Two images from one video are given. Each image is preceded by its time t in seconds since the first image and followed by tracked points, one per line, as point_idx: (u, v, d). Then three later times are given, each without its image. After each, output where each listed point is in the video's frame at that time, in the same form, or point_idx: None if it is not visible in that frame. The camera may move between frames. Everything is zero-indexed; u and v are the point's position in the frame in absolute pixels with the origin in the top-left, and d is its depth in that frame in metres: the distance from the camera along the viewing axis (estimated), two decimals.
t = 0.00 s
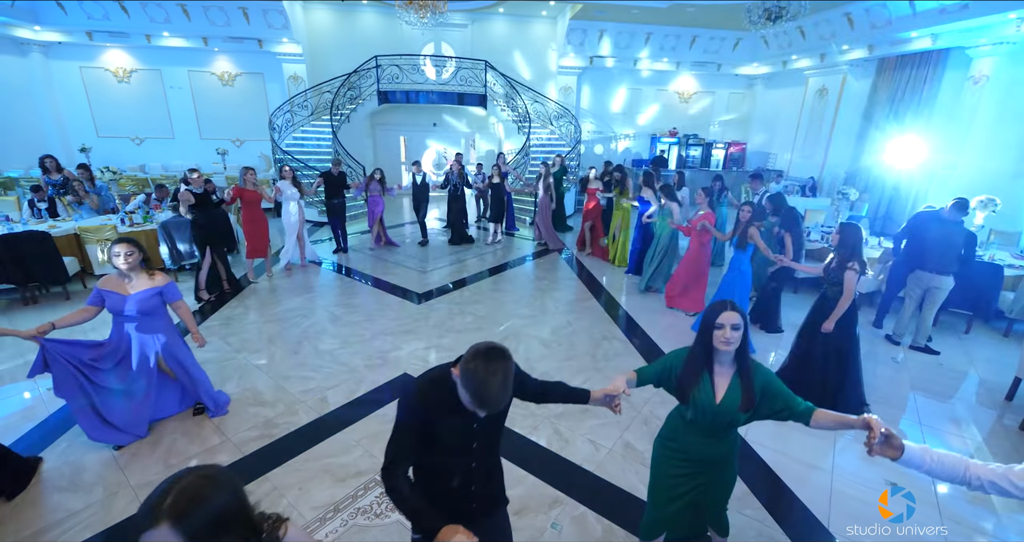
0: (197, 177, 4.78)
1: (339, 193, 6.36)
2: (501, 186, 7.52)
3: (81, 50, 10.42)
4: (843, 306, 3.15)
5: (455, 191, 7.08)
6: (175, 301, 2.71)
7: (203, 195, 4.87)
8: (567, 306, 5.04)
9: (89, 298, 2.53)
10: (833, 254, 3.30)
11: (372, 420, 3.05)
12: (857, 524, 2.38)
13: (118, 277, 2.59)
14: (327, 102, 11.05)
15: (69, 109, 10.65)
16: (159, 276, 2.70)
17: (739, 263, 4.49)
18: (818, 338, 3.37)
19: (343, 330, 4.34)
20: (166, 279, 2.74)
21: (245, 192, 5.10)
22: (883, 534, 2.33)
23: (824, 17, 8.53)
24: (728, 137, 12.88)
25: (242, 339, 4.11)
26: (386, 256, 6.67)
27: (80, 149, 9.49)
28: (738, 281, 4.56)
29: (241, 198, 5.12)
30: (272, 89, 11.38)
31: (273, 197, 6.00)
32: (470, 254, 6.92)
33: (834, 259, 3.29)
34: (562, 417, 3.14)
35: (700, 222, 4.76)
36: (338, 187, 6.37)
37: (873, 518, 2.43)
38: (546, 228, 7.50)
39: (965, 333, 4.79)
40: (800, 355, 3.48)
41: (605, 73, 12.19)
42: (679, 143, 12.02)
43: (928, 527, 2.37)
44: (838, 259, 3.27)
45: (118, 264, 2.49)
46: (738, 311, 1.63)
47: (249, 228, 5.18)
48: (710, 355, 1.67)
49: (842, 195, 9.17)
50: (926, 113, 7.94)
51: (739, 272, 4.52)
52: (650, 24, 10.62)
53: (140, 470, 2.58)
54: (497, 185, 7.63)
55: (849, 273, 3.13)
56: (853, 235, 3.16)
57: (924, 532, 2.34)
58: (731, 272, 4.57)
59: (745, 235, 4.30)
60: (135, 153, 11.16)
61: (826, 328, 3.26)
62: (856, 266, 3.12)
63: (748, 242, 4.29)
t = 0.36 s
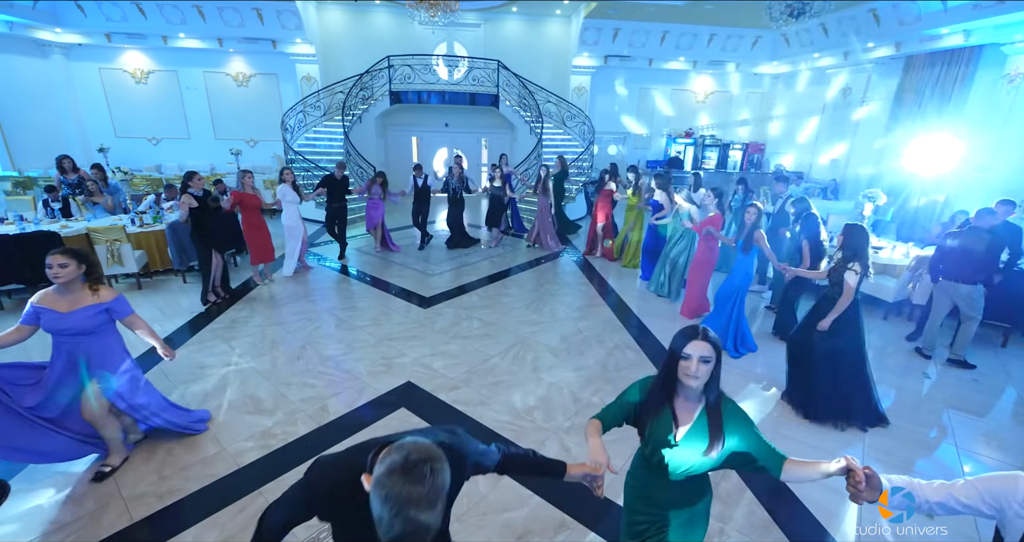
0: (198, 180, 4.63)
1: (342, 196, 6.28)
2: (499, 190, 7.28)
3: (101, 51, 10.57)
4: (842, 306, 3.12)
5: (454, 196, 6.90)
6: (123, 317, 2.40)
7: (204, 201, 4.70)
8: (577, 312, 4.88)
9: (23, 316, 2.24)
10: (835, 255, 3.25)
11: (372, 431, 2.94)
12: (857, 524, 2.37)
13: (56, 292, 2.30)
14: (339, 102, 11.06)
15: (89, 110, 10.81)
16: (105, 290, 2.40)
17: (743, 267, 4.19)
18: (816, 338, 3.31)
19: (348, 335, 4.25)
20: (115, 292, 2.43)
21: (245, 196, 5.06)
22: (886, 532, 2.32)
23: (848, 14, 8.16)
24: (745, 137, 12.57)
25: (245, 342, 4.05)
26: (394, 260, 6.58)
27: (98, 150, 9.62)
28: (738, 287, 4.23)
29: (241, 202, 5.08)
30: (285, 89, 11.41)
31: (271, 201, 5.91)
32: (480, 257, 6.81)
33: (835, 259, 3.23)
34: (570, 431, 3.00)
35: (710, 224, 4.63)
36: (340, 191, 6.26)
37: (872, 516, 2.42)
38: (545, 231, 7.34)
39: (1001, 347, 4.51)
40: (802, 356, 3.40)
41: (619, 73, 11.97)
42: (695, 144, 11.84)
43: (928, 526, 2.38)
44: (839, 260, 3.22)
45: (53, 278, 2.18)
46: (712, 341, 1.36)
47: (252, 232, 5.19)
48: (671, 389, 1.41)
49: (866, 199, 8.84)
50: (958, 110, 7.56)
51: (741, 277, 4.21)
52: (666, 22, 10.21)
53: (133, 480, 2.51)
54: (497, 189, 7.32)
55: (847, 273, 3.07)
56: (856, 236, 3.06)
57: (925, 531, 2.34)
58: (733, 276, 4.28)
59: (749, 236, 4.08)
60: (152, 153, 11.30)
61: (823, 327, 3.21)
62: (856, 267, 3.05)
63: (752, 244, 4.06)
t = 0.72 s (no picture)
0: (201, 182, 4.65)
1: (340, 199, 6.19)
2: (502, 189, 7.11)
3: (119, 53, 10.71)
4: (838, 307, 3.14)
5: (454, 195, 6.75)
6: (63, 347, 2.11)
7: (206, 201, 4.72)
8: (588, 319, 4.73)
9: None
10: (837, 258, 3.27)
11: (372, 443, 2.83)
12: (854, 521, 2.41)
13: None
14: (352, 102, 11.07)
15: (106, 111, 10.95)
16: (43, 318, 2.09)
17: (754, 270, 3.98)
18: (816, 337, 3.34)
19: (351, 339, 4.15)
20: (53, 319, 2.13)
21: (250, 198, 5.00)
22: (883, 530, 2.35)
23: (873, 10, 7.79)
24: (763, 138, 12.27)
25: (249, 346, 3.99)
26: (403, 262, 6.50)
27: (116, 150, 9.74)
28: (747, 291, 4.04)
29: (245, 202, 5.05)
30: (298, 90, 11.43)
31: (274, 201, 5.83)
32: (490, 260, 6.72)
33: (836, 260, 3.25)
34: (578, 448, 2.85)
35: (730, 226, 4.44)
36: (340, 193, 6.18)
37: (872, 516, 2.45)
38: (542, 235, 7.21)
39: None
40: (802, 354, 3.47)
41: (633, 73, 11.76)
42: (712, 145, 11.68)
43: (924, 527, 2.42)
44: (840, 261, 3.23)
45: None
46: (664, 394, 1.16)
47: (256, 233, 5.17)
48: (612, 456, 1.19)
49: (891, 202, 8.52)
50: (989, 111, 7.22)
51: (751, 280, 4.00)
52: (683, 20, 9.94)
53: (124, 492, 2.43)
54: (500, 188, 7.14)
55: (845, 275, 3.08)
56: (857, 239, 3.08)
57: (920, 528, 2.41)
58: (740, 279, 4.08)
59: (760, 239, 3.87)
60: (168, 153, 11.42)
61: (820, 328, 3.23)
62: (853, 269, 3.08)
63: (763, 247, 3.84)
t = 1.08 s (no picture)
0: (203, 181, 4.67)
1: (341, 200, 6.14)
2: (506, 190, 7.01)
3: (135, 54, 10.83)
4: (840, 305, 3.01)
5: (459, 197, 6.70)
6: None
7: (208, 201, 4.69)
8: (597, 325, 4.58)
9: None
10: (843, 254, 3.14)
11: (371, 455, 2.73)
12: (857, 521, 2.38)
13: None
14: (363, 102, 11.05)
15: (123, 111, 11.07)
16: None
17: (771, 274, 3.78)
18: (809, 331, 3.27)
19: (355, 345, 4.06)
20: None
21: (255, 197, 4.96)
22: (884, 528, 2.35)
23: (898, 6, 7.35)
24: (780, 139, 11.97)
25: (252, 350, 3.93)
26: (411, 265, 6.43)
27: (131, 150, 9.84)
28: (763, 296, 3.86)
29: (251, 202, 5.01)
30: (311, 91, 11.44)
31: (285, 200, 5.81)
32: (498, 263, 6.61)
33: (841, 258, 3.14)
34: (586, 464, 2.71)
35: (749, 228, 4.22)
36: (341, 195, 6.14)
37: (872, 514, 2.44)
38: (544, 234, 7.14)
39: None
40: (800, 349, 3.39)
41: (647, 72, 11.54)
42: (727, 146, 11.53)
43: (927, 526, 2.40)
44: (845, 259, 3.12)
45: None
46: (590, 444, 1.01)
47: (262, 233, 5.11)
48: (540, 527, 1.03)
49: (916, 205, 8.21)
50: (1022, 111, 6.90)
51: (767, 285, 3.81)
52: (700, 18, 9.70)
53: (117, 501, 2.37)
54: (501, 188, 7.09)
55: (852, 275, 2.97)
56: (864, 237, 2.95)
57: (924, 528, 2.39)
58: (755, 283, 3.90)
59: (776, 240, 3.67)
60: (183, 153, 11.53)
61: (817, 324, 3.15)
62: (859, 268, 2.96)
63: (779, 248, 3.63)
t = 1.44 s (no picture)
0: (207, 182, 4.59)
1: (348, 203, 6.08)
2: (515, 192, 6.87)
3: (151, 55, 10.93)
4: (875, 315, 2.87)
5: (469, 198, 6.62)
6: None
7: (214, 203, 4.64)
8: (607, 332, 4.44)
9: None
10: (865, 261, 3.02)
11: (369, 468, 2.63)
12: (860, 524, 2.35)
13: None
14: (373, 102, 11.03)
15: (139, 111, 11.20)
16: None
17: (794, 282, 3.59)
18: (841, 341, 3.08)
19: (358, 350, 3.97)
20: None
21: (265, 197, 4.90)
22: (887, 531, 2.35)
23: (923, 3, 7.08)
24: (798, 140, 11.67)
25: (254, 354, 3.87)
26: (418, 267, 6.35)
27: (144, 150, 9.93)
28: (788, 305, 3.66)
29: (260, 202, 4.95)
30: (322, 91, 11.45)
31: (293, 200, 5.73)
32: (506, 266, 6.50)
33: (865, 264, 3.03)
34: (594, 482, 2.58)
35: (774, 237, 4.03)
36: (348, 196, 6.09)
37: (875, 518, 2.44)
38: (550, 232, 7.06)
39: None
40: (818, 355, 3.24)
41: (661, 72, 11.35)
42: (743, 146, 11.24)
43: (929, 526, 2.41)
44: (869, 265, 3.01)
45: None
46: (507, 499, 0.76)
47: (269, 233, 5.07)
48: None
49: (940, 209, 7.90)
50: None
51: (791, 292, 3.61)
52: (715, 16, 9.48)
53: (109, 512, 2.31)
54: (510, 190, 6.97)
55: (883, 282, 2.83)
56: (885, 242, 2.88)
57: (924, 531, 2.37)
58: (776, 292, 3.70)
59: (799, 247, 3.50)
60: (196, 153, 11.63)
61: (855, 337, 2.95)
62: (889, 275, 2.84)
63: (804, 256, 3.45)
